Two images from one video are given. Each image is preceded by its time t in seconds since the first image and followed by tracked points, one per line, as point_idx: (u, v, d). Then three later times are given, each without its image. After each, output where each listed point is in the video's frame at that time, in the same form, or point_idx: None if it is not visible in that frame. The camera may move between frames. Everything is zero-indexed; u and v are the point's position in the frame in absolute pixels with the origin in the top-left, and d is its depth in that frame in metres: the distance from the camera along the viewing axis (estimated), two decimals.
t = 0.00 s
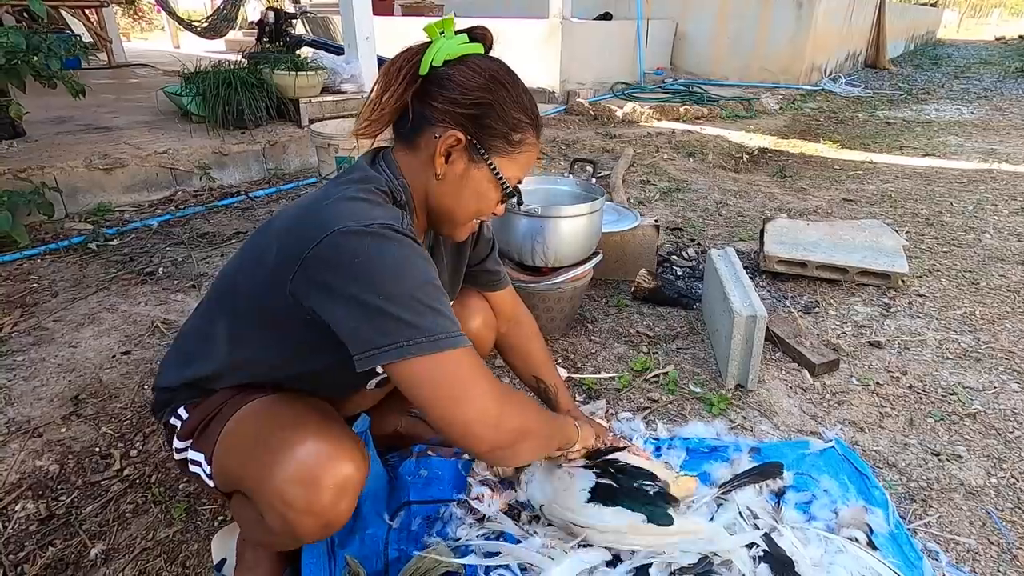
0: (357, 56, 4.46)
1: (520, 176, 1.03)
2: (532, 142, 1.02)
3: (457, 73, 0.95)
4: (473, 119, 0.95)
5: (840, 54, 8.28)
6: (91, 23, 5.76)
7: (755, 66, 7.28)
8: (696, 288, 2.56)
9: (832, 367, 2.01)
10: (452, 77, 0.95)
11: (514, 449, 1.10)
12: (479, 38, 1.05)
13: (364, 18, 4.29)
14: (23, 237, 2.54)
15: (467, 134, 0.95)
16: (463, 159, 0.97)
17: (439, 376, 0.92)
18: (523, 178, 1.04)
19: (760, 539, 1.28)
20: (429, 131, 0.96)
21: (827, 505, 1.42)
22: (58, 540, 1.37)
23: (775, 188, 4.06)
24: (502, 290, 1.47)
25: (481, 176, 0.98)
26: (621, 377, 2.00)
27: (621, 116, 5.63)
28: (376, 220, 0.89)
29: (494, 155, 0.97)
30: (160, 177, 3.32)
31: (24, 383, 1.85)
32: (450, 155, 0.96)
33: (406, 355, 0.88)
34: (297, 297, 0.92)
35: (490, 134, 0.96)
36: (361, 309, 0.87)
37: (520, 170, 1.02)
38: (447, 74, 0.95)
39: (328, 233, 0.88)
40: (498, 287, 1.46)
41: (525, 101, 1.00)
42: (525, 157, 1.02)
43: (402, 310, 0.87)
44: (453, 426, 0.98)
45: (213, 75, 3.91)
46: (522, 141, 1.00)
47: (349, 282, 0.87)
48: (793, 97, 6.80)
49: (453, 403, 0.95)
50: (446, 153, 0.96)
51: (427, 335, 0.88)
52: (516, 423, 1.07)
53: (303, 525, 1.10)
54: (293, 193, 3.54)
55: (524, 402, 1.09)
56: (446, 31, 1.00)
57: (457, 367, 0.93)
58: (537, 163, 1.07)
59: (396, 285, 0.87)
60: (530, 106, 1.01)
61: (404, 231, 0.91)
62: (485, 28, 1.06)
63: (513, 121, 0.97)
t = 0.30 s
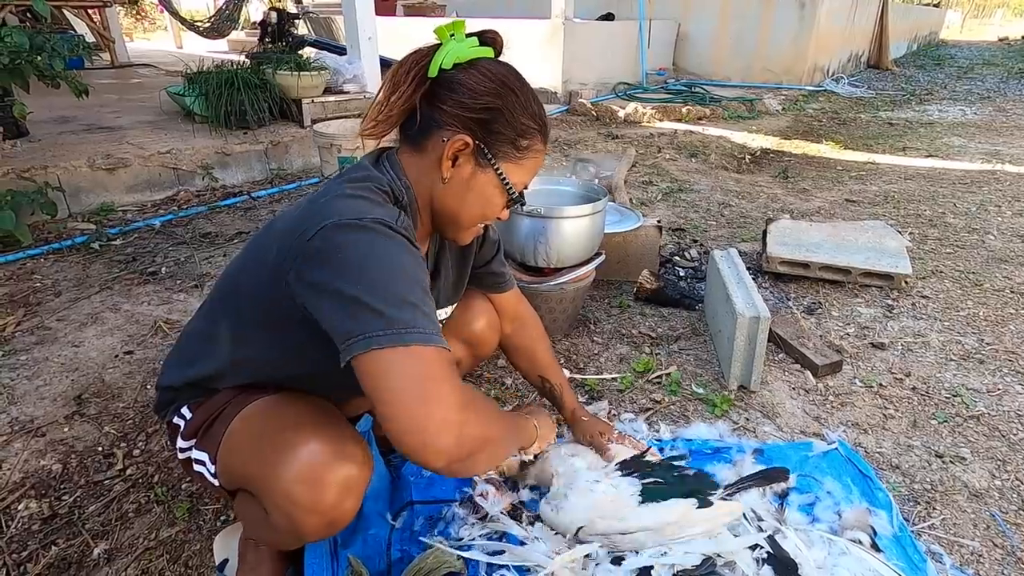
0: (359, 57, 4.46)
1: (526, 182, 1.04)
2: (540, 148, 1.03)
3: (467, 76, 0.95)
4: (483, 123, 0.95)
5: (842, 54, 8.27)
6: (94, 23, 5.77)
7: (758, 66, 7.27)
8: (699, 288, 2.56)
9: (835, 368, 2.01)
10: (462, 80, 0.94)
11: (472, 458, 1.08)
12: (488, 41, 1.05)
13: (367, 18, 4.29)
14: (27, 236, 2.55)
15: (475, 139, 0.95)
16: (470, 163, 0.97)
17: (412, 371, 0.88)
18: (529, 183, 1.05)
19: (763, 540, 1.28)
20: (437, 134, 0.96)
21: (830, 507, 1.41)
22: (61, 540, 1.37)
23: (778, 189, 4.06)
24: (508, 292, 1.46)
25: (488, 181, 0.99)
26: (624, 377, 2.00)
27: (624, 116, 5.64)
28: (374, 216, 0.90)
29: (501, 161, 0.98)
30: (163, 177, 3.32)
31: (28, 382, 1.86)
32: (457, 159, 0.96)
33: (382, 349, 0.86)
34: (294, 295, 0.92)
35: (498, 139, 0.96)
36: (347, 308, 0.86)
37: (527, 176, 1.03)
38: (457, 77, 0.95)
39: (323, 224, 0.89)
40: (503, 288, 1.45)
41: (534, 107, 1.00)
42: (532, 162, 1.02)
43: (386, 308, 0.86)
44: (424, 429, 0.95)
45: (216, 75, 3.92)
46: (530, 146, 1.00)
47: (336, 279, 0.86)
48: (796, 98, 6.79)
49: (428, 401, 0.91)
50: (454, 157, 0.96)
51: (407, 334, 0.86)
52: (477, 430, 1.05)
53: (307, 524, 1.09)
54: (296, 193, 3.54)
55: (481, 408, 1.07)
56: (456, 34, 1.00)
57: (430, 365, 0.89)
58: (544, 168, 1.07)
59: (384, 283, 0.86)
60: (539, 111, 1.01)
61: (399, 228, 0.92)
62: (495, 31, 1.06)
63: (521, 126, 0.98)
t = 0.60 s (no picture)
0: (361, 56, 4.47)
1: (506, 178, 1.02)
2: (518, 142, 1.00)
3: (438, 72, 0.95)
4: (453, 119, 0.94)
5: (845, 54, 8.25)
6: (97, 23, 5.78)
7: (760, 66, 7.27)
8: (699, 288, 2.56)
9: (835, 367, 2.01)
10: (432, 77, 0.95)
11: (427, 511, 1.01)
12: (465, 33, 1.05)
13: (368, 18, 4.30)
14: (30, 235, 2.56)
15: (445, 136, 0.95)
16: (443, 161, 0.96)
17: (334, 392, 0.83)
18: (509, 179, 1.03)
19: (762, 538, 1.29)
20: (411, 132, 0.96)
21: (830, 506, 1.41)
22: (62, 536, 1.38)
23: (779, 188, 4.06)
24: (503, 287, 1.46)
25: (463, 179, 0.98)
26: (624, 376, 2.00)
27: (625, 116, 5.64)
28: (334, 228, 0.88)
29: (476, 158, 0.97)
30: (165, 176, 3.33)
31: (30, 380, 1.86)
32: (430, 158, 0.96)
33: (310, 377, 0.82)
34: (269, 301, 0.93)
35: (470, 136, 0.95)
36: (291, 331, 0.84)
37: (506, 172, 1.01)
38: (428, 73, 0.95)
39: (292, 232, 0.88)
40: (499, 285, 1.45)
41: (510, 101, 0.98)
42: (511, 158, 1.00)
43: (326, 336, 0.83)
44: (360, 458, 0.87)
45: (218, 75, 3.92)
46: (507, 142, 0.98)
47: (289, 300, 0.85)
48: (797, 98, 6.79)
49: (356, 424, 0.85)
50: (426, 155, 0.96)
51: (337, 365, 0.82)
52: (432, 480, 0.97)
53: (300, 510, 1.09)
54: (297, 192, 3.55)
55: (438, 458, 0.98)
56: (432, 27, 1.01)
57: (360, 391, 0.85)
58: (527, 163, 1.05)
59: (333, 307, 0.84)
60: (516, 105, 0.99)
61: (362, 243, 0.89)
62: (473, 22, 1.06)
63: (495, 121, 0.96)
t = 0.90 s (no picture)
0: (364, 56, 4.48)
1: (495, 180, 1.01)
2: (505, 144, 1.00)
3: (421, 76, 0.96)
4: (435, 123, 0.95)
5: (848, 54, 8.24)
6: (100, 23, 5.80)
7: (762, 66, 7.26)
8: (702, 287, 2.56)
9: (839, 366, 2.01)
10: (415, 81, 0.96)
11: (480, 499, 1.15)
12: (452, 31, 1.06)
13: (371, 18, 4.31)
14: (34, 233, 2.57)
15: (429, 141, 0.95)
16: (429, 166, 0.97)
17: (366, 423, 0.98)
18: (500, 181, 1.02)
19: (765, 536, 1.29)
20: (398, 138, 0.97)
21: (833, 504, 1.41)
22: (68, 532, 1.38)
23: (782, 188, 4.06)
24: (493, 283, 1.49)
25: (450, 183, 0.98)
26: (627, 375, 2.00)
27: (627, 116, 5.64)
28: (345, 261, 0.92)
29: (462, 161, 0.97)
30: (169, 175, 3.34)
31: (35, 377, 1.87)
32: (417, 164, 0.97)
33: (338, 404, 0.96)
34: (277, 312, 0.98)
35: (453, 139, 0.95)
36: (316, 362, 0.95)
37: (495, 173, 1.01)
38: (412, 78, 0.96)
39: (298, 260, 0.92)
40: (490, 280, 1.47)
41: (494, 102, 0.97)
42: (499, 159, 1.00)
43: (349, 371, 0.94)
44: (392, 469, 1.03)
45: (222, 74, 3.93)
46: (493, 143, 0.98)
47: (311, 332, 0.93)
48: (800, 97, 6.78)
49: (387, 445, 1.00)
50: (413, 161, 0.97)
51: (359, 396, 0.95)
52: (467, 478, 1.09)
53: (265, 510, 1.09)
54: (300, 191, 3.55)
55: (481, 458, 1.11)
56: (419, 29, 1.02)
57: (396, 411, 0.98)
58: (519, 163, 1.04)
59: (353, 346, 0.93)
60: (503, 105, 0.98)
61: (373, 274, 0.93)
62: (460, 21, 1.07)
63: (478, 123, 0.96)
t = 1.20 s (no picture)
0: (366, 57, 4.48)
1: (485, 189, 1.01)
2: (493, 152, 0.99)
3: (407, 86, 0.96)
4: (421, 134, 0.95)
5: (850, 56, 8.23)
6: (104, 23, 5.80)
7: (765, 68, 7.26)
8: (705, 290, 2.56)
9: (842, 370, 2.01)
10: (401, 92, 0.96)
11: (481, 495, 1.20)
12: (441, 40, 1.06)
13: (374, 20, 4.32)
14: (38, 235, 2.57)
15: (415, 152, 0.96)
16: (417, 177, 0.97)
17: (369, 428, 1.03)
18: (490, 190, 1.02)
19: (770, 543, 1.29)
20: (387, 150, 0.98)
21: (837, 509, 1.41)
22: (72, 535, 1.38)
23: (785, 190, 4.05)
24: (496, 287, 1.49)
25: (437, 194, 0.98)
26: (630, 379, 2.00)
27: (630, 117, 5.64)
28: (333, 284, 0.93)
29: (448, 171, 0.97)
30: (172, 176, 3.34)
31: (39, 379, 1.87)
32: (404, 174, 0.98)
33: (333, 411, 0.99)
34: (269, 326, 0.99)
35: (439, 150, 0.95)
36: (311, 379, 0.97)
37: (484, 183, 1.00)
38: (398, 89, 0.96)
39: (291, 281, 0.93)
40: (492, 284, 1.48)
41: (480, 111, 0.97)
42: (487, 168, 0.99)
43: (344, 388, 0.97)
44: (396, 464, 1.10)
45: (225, 75, 3.94)
46: (480, 151, 0.97)
47: (301, 350, 0.95)
48: (803, 99, 6.77)
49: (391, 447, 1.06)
50: (401, 172, 0.98)
51: (356, 406, 0.98)
52: (465, 475, 1.13)
53: (267, 501, 1.09)
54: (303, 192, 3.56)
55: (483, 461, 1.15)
56: (408, 38, 1.03)
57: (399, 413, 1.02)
58: (509, 172, 1.04)
59: (344, 364, 0.95)
60: (489, 113, 0.98)
61: (361, 296, 0.95)
62: (449, 29, 1.07)
63: (464, 132, 0.95)
